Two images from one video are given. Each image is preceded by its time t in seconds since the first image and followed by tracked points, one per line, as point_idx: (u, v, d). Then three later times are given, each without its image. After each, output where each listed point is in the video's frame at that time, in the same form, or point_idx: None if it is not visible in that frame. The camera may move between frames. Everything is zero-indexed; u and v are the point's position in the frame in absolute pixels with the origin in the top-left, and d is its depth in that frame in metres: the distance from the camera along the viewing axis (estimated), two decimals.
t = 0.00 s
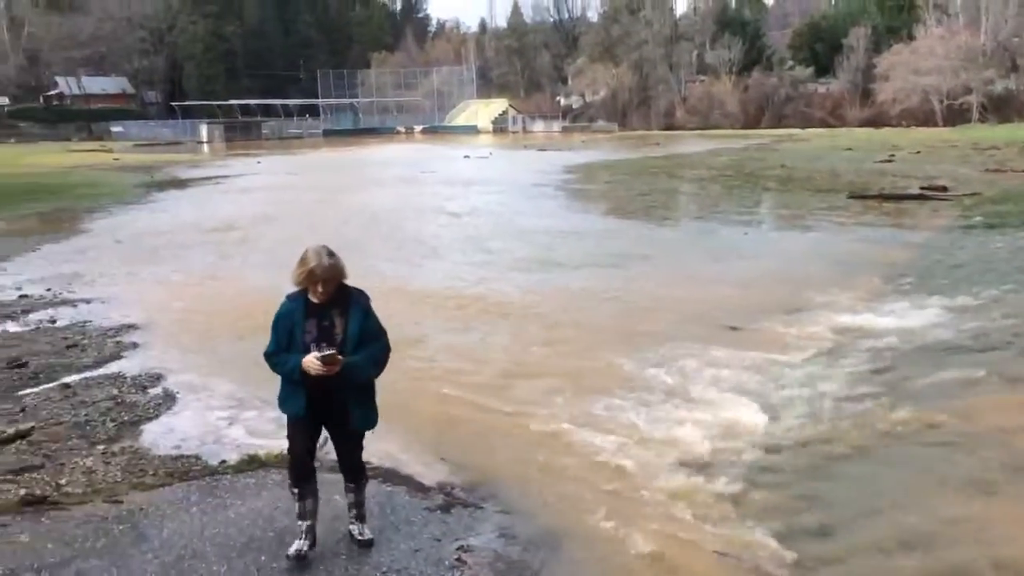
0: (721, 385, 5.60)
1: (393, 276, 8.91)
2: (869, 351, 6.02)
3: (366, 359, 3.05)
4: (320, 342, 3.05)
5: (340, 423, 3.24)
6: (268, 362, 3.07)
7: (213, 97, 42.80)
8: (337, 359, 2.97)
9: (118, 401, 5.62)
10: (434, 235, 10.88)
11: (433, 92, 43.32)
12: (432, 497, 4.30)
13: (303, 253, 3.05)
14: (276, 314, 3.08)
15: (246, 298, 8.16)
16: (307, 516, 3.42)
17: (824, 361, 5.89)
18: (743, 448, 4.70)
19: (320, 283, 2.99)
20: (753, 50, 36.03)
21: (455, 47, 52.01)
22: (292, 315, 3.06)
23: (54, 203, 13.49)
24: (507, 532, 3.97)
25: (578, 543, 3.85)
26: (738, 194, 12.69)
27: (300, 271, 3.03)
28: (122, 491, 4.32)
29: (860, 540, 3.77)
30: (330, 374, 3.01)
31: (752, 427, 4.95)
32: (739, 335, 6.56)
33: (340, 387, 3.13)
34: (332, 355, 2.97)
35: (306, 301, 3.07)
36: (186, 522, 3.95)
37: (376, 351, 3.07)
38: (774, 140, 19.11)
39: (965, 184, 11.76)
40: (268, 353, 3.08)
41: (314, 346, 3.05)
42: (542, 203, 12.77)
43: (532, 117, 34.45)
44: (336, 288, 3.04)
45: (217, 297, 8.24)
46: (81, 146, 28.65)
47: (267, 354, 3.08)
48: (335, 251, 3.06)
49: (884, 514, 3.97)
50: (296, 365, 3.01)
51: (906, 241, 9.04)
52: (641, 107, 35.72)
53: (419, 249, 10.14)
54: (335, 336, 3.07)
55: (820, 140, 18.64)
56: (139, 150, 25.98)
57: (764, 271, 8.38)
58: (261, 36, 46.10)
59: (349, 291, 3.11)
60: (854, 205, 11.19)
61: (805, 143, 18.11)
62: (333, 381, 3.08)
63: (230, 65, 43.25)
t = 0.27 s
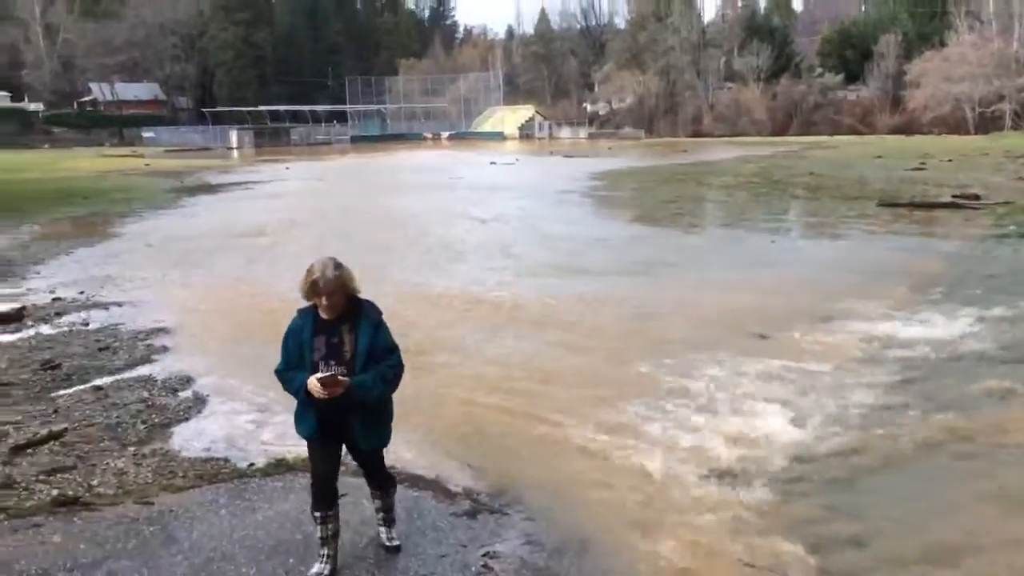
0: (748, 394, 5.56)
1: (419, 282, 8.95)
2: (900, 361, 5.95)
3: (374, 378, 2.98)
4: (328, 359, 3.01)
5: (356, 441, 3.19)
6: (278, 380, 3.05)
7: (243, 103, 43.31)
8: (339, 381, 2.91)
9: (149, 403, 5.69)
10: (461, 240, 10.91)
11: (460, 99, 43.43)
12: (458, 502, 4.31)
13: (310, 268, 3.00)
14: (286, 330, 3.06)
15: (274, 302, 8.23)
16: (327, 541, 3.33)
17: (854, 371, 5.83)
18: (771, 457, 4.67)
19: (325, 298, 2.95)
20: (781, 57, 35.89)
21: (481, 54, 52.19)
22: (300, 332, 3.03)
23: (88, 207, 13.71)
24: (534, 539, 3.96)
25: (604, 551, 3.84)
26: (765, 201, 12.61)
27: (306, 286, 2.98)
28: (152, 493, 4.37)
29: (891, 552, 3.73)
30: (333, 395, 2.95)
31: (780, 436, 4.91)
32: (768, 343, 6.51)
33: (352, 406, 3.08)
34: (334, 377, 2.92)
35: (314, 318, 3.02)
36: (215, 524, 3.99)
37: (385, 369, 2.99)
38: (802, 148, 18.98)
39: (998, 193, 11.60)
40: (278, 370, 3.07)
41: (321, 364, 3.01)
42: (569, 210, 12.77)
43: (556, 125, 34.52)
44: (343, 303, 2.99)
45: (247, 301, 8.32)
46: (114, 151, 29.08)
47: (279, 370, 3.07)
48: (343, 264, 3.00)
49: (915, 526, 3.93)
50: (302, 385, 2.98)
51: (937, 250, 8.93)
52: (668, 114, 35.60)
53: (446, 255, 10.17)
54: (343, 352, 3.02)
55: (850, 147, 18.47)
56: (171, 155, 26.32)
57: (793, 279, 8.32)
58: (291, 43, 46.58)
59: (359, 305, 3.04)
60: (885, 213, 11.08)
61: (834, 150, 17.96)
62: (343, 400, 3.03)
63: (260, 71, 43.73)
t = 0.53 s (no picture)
0: (774, 402, 5.51)
1: (443, 287, 8.98)
2: (928, 369, 5.88)
3: (380, 380, 2.84)
4: (332, 361, 2.89)
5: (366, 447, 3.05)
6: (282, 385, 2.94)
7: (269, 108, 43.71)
8: (343, 385, 2.79)
9: (176, 405, 5.74)
10: (486, 245, 10.93)
11: (484, 104, 43.57)
12: (482, 508, 4.30)
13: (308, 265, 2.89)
14: (287, 333, 2.95)
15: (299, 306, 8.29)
16: (351, 549, 3.32)
17: (881, 379, 5.77)
18: (797, 466, 4.62)
19: (324, 298, 2.82)
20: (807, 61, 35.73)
21: (505, 60, 52.35)
22: (302, 335, 2.91)
23: (116, 210, 13.88)
24: (557, 545, 3.95)
25: (628, 559, 3.82)
26: (791, 207, 12.53)
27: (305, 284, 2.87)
28: (178, 494, 4.40)
29: (919, 563, 3.68)
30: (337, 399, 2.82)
31: (806, 445, 4.87)
32: (793, 351, 6.46)
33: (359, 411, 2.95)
34: (339, 383, 2.79)
35: (315, 319, 2.90)
36: (240, 526, 4.01)
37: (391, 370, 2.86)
38: (828, 154, 18.85)
39: None
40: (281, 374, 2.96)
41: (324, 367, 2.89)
42: (593, 215, 12.76)
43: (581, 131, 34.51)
44: (344, 302, 2.85)
45: (272, 305, 8.38)
46: (142, 155, 29.48)
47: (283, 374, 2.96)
48: (342, 260, 2.86)
49: (944, 537, 3.87)
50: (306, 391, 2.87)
51: (966, 257, 8.82)
52: (692, 119, 35.54)
53: (470, 260, 10.20)
54: (346, 354, 2.89)
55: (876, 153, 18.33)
56: (199, 159, 26.60)
57: (818, 286, 8.26)
58: (317, 48, 46.97)
59: (362, 303, 2.91)
60: (912, 220, 10.97)
61: (861, 156, 17.83)
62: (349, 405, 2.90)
63: (286, 77, 44.11)
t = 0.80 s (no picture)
0: (797, 409, 5.47)
1: (464, 290, 9.00)
2: (954, 377, 5.82)
3: (399, 390, 2.83)
4: (346, 373, 2.88)
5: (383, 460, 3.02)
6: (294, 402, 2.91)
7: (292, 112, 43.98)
8: (364, 396, 2.79)
9: (200, 407, 5.78)
10: (507, 249, 10.94)
11: (505, 108, 43.63)
12: (504, 512, 4.30)
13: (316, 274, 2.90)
14: (297, 347, 2.92)
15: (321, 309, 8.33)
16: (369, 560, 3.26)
17: (906, 386, 5.71)
18: (821, 473, 4.59)
19: (336, 303, 2.82)
20: (831, 66, 35.56)
21: (527, 65, 52.41)
22: (313, 349, 2.90)
23: (141, 213, 14.01)
24: (580, 550, 3.93)
25: (651, 565, 3.80)
26: (814, 212, 12.44)
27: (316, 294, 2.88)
28: (202, 495, 4.43)
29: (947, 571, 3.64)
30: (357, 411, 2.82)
31: (831, 452, 4.83)
32: (817, 357, 6.41)
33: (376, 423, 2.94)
34: (358, 394, 2.78)
35: (326, 330, 2.89)
36: (264, 527, 4.03)
37: (410, 379, 2.85)
38: (852, 159, 18.71)
39: None
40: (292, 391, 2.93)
41: (339, 380, 2.88)
42: (614, 220, 12.73)
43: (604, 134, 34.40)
44: (356, 309, 2.85)
45: (295, 307, 8.42)
46: (167, 158, 29.76)
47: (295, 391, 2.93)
48: (353, 266, 2.88)
49: (972, 546, 3.83)
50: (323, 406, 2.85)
51: (994, 263, 8.73)
52: (715, 124, 35.40)
53: (491, 263, 10.21)
54: (362, 364, 2.88)
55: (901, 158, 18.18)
56: (222, 162, 26.81)
57: (842, 292, 8.20)
58: (340, 53, 47.25)
59: (374, 311, 2.90)
60: (938, 225, 10.86)
61: (885, 162, 17.68)
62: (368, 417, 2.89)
63: (309, 81, 44.40)
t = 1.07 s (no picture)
0: (814, 411, 5.44)
1: (479, 292, 9.01)
2: (973, 379, 5.77)
3: (404, 403, 2.76)
4: (349, 379, 2.82)
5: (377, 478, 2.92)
6: (292, 404, 2.85)
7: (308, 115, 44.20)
8: (365, 406, 2.73)
9: (217, 408, 5.81)
10: (522, 251, 10.95)
11: (520, 110, 43.67)
12: (520, 514, 4.30)
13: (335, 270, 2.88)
14: (302, 346, 2.88)
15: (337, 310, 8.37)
16: None
17: (925, 389, 5.67)
18: (838, 476, 4.56)
19: (349, 301, 2.79)
20: (847, 66, 35.42)
21: (542, 66, 52.45)
22: (318, 348, 2.85)
23: (160, 215, 14.13)
24: (596, 553, 3.92)
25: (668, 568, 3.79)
26: (831, 213, 12.38)
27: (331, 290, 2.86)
28: (219, 497, 4.45)
29: None
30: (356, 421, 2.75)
31: (848, 455, 4.79)
32: (834, 360, 6.37)
33: (375, 437, 2.85)
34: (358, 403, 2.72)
35: (333, 331, 2.85)
36: (281, 529, 4.05)
37: (416, 393, 2.78)
38: (870, 159, 18.60)
39: None
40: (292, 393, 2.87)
41: (341, 385, 2.82)
42: (629, 221, 12.71)
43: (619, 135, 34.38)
44: (369, 312, 2.82)
45: (311, 309, 8.47)
46: (184, 161, 29.99)
47: (294, 392, 2.87)
48: (372, 267, 2.86)
49: (991, 551, 3.79)
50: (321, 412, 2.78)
51: (1013, 264, 8.66)
52: (730, 125, 35.33)
53: (507, 265, 10.22)
54: (367, 371, 2.82)
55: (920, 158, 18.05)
56: (239, 166, 26.99)
57: (859, 294, 8.14)
58: (355, 56, 47.46)
59: (386, 316, 2.84)
60: (956, 226, 10.78)
61: (903, 162, 17.57)
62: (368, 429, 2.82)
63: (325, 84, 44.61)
